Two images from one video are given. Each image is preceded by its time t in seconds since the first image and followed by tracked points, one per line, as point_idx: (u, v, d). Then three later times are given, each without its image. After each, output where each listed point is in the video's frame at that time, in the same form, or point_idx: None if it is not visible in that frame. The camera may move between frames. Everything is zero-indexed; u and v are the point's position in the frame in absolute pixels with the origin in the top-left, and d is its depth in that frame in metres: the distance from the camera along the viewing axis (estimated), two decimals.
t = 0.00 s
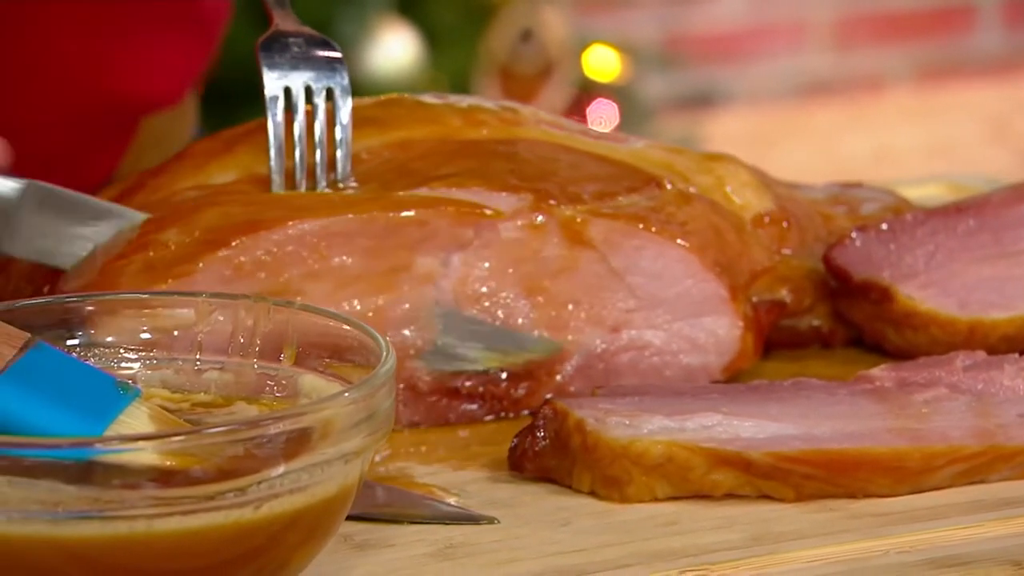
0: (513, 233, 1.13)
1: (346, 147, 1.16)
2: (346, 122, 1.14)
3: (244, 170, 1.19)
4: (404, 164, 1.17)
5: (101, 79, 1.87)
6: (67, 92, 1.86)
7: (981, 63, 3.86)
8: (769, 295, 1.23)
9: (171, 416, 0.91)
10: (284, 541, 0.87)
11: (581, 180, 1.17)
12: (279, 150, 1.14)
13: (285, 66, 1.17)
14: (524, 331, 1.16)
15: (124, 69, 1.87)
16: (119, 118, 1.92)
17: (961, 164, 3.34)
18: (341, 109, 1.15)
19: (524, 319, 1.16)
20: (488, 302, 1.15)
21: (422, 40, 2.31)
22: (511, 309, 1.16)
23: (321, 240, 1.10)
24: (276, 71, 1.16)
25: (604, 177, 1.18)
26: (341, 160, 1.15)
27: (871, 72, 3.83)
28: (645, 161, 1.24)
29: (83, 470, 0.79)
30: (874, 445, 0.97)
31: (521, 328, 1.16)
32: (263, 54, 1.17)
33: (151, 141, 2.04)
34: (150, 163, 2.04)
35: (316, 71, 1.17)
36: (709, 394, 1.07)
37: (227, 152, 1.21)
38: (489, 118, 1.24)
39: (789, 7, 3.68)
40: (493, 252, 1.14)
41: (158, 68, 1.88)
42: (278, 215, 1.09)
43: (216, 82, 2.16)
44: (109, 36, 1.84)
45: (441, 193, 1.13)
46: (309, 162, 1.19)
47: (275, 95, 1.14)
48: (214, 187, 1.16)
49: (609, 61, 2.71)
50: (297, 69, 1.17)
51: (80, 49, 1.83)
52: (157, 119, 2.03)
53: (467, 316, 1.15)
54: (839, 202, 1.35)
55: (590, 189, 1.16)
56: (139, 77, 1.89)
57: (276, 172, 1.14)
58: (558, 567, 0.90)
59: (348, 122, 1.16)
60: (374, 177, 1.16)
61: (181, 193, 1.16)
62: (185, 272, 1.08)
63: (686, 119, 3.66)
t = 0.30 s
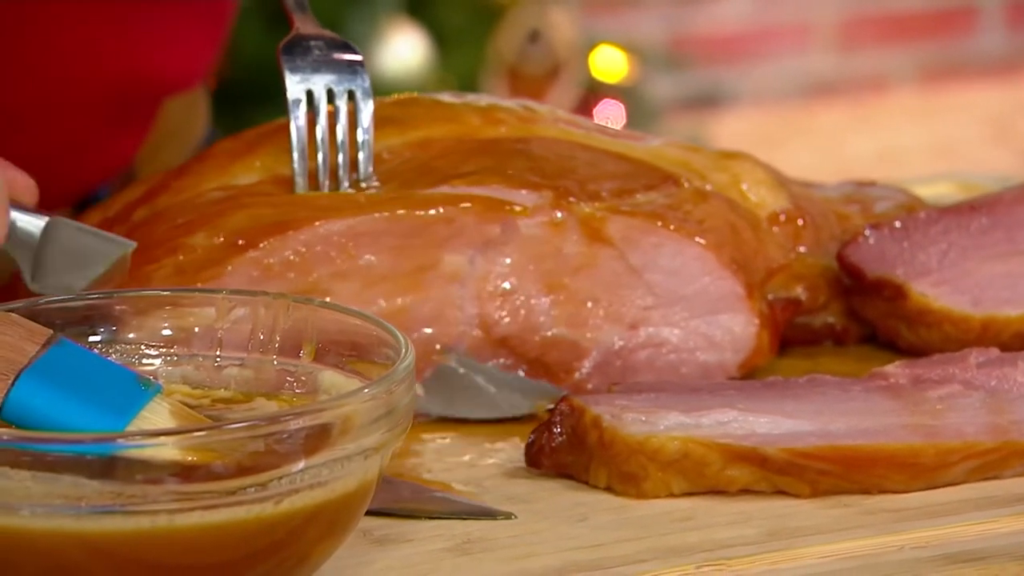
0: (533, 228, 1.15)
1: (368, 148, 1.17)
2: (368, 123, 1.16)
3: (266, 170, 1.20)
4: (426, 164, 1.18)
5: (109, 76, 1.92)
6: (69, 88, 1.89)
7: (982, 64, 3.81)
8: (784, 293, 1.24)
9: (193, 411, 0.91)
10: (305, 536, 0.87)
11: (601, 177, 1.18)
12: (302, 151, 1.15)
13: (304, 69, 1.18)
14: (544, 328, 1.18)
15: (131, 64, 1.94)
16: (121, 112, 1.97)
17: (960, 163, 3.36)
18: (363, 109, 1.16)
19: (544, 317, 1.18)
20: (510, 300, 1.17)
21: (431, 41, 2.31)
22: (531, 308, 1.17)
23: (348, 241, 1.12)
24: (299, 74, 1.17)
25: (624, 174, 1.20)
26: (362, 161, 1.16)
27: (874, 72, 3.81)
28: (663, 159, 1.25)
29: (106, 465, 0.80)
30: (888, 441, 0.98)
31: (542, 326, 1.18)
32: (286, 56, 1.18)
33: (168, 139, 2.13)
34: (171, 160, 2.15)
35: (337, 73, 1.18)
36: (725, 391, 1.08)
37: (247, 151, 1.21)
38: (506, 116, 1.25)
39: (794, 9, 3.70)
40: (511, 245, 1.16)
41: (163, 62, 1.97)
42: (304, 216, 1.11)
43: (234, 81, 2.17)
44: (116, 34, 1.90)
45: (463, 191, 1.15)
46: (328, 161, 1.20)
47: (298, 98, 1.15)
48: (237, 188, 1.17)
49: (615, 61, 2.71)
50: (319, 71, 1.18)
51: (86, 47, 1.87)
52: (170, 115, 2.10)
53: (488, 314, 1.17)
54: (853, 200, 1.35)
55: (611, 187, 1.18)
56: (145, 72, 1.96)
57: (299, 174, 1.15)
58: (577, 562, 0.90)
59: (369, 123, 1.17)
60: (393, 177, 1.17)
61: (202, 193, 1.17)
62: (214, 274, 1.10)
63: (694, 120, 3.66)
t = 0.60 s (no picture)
0: (542, 228, 1.17)
1: (380, 152, 1.17)
2: (381, 128, 1.16)
3: (279, 171, 1.21)
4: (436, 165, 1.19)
5: (107, 64, 1.66)
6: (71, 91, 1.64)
7: (982, 66, 3.84)
8: (791, 292, 1.25)
9: (209, 408, 0.92)
10: (320, 531, 0.88)
11: (609, 178, 1.19)
12: (315, 154, 1.17)
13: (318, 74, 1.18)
14: (553, 327, 1.19)
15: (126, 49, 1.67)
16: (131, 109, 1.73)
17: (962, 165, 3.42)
18: (377, 115, 1.17)
19: (553, 315, 1.19)
20: (519, 299, 1.18)
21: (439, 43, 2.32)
22: (539, 306, 1.18)
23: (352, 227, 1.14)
24: (314, 78, 1.18)
25: (633, 175, 1.20)
26: (373, 162, 1.17)
27: (875, 73, 3.81)
28: (672, 160, 1.26)
29: (125, 460, 0.82)
30: (894, 438, 0.99)
31: (551, 325, 1.19)
32: (302, 60, 1.19)
33: (179, 138, 2.05)
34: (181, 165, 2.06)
35: (351, 78, 1.19)
36: (733, 389, 1.09)
37: (260, 151, 1.23)
38: (517, 117, 1.26)
39: (795, 15, 3.69)
40: (517, 243, 1.17)
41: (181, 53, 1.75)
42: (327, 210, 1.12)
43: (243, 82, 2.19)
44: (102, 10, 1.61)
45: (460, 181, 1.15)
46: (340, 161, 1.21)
47: (312, 102, 1.16)
48: (252, 187, 1.18)
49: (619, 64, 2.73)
50: (333, 76, 1.19)
51: (81, 32, 1.61)
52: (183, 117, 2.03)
53: (495, 311, 1.18)
54: (859, 201, 1.36)
55: (617, 188, 1.18)
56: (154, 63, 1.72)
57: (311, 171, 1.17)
58: (589, 557, 0.92)
59: (382, 129, 1.17)
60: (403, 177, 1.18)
61: (215, 193, 1.18)
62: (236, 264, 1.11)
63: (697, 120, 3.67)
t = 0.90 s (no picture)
0: (547, 232, 1.18)
1: (390, 157, 1.20)
2: (391, 131, 1.18)
3: (291, 175, 1.23)
4: (446, 170, 1.21)
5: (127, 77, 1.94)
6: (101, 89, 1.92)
7: (980, 71, 3.85)
8: (792, 293, 1.27)
9: (222, 408, 0.94)
10: (330, 529, 0.90)
11: (615, 182, 1.21)
12: (326, 158, 1.19)
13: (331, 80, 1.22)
14: (559, 328, 1.20)
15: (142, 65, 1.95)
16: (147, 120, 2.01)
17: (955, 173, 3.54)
18: (387, 121, 1.19)
19: (559, 317, 1.20)
20: (526, 301, 1.20)
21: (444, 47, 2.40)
22: (545, 308, 1.20)
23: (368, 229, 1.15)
24: (326, 85, 1.21)
25: (636, 179, 1.22)
26: (384, 166, 1.19)
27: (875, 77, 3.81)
28: (676, 165, 1.27)
29: (139, 460, 0.83)
30: (894, 438, 1.01)
31: (557, 326, 1.20)
32: (316, 69, 1.23)
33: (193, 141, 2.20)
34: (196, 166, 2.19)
35: (363, 86, 1.22)
36: (736, 389, 1.11)
37: (271, 154, 1.25)
38: (523, 123, 1.28)
39: (794, 19, 3.70)
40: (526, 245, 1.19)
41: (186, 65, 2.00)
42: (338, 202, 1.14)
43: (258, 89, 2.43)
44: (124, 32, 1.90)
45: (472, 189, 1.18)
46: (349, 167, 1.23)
47: (324, 109, 1.19)
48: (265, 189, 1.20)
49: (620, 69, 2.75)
50: (345, 83, 1.22)
51: (96, 37, 1.88)
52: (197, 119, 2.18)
53: (501, 312, 1.19)
54: (859, 205, 1.38)
55: (621, 192, 1.20)
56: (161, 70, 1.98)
57: (322, 171, 1.19)
58: (594, 555, 0.93)
59: (392, 134, 1.19)
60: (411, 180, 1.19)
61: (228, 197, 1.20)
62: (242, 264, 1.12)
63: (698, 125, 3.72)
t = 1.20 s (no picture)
0: (550, 239, 1.20)
1: (394, 161, 1.21)
2: (395, 133, 1.21)
3: (299, 181, 1.25)
4: (449, 177, 1.23)
5: (126, 83, 1.95)
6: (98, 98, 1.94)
7: (968, 78, 4.10)
8: (790, 298, 1.29)
9: (232, 411, 0.96)
10: (338, 531, 0.92)
11: (616, 190, 1.22)
12: (332, 161, 1.20)
13: (336, 86, 1.24)
14: (561, 332, 1.22)
15: (140, 70, 1.96)
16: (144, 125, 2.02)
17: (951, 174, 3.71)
18: (391, 123, 1.22)
19: (562, 321, 1.22)
20: (529, 304, 1.21)
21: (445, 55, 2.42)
22: (549, 312, 1.22)
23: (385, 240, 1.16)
24: (332, 90, 1.24)
25: (638, 187, 1.24)
26: (389, 170, 1.21)
27: (865, 84, 4.02)
28: (675, 172, 1.30)
29: (152, 463, 0.85)
30: (890, 441, 1.03)
31: (559, 330, 1.22)
32: (320, 74, 1.25)
33: (190, 147, 2.28)
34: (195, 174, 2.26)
35: (367, 90, 1.25)
36: (736, 393, 1.13)
37: (280, 162, 1.27)
38: (527, 130, 1.29)
39: (788, 26, 3.85)
40: (531, 247, 1.20)
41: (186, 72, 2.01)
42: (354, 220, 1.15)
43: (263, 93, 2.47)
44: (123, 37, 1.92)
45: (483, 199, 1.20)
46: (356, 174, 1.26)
47: (330, 113, 1.21)
48: (275, 198, 1.23)
49: (620, 76, 2.78)
50: (349, 88, 1.25)
51: (89, 44, 1.89)
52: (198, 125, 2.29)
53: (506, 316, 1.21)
54: (856, 211, 1.40)
55: (624, 200, 1.22)
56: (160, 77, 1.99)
57: (330, 181, 1.21)
58: (596, 556, 0.95)
59: (396, 136, 1.22)
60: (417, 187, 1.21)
61: (238, 203, 1.22)
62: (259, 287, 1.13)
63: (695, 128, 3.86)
